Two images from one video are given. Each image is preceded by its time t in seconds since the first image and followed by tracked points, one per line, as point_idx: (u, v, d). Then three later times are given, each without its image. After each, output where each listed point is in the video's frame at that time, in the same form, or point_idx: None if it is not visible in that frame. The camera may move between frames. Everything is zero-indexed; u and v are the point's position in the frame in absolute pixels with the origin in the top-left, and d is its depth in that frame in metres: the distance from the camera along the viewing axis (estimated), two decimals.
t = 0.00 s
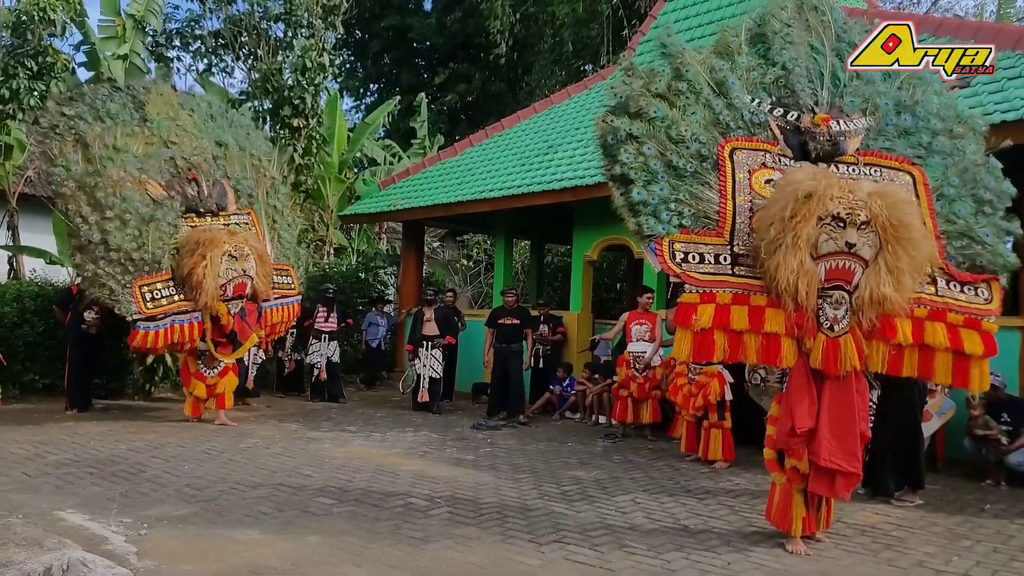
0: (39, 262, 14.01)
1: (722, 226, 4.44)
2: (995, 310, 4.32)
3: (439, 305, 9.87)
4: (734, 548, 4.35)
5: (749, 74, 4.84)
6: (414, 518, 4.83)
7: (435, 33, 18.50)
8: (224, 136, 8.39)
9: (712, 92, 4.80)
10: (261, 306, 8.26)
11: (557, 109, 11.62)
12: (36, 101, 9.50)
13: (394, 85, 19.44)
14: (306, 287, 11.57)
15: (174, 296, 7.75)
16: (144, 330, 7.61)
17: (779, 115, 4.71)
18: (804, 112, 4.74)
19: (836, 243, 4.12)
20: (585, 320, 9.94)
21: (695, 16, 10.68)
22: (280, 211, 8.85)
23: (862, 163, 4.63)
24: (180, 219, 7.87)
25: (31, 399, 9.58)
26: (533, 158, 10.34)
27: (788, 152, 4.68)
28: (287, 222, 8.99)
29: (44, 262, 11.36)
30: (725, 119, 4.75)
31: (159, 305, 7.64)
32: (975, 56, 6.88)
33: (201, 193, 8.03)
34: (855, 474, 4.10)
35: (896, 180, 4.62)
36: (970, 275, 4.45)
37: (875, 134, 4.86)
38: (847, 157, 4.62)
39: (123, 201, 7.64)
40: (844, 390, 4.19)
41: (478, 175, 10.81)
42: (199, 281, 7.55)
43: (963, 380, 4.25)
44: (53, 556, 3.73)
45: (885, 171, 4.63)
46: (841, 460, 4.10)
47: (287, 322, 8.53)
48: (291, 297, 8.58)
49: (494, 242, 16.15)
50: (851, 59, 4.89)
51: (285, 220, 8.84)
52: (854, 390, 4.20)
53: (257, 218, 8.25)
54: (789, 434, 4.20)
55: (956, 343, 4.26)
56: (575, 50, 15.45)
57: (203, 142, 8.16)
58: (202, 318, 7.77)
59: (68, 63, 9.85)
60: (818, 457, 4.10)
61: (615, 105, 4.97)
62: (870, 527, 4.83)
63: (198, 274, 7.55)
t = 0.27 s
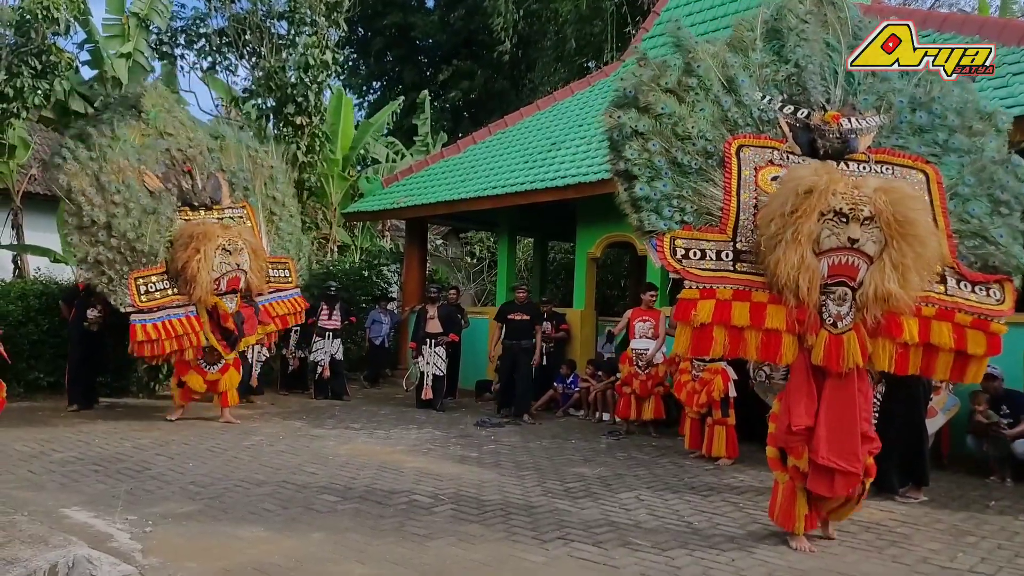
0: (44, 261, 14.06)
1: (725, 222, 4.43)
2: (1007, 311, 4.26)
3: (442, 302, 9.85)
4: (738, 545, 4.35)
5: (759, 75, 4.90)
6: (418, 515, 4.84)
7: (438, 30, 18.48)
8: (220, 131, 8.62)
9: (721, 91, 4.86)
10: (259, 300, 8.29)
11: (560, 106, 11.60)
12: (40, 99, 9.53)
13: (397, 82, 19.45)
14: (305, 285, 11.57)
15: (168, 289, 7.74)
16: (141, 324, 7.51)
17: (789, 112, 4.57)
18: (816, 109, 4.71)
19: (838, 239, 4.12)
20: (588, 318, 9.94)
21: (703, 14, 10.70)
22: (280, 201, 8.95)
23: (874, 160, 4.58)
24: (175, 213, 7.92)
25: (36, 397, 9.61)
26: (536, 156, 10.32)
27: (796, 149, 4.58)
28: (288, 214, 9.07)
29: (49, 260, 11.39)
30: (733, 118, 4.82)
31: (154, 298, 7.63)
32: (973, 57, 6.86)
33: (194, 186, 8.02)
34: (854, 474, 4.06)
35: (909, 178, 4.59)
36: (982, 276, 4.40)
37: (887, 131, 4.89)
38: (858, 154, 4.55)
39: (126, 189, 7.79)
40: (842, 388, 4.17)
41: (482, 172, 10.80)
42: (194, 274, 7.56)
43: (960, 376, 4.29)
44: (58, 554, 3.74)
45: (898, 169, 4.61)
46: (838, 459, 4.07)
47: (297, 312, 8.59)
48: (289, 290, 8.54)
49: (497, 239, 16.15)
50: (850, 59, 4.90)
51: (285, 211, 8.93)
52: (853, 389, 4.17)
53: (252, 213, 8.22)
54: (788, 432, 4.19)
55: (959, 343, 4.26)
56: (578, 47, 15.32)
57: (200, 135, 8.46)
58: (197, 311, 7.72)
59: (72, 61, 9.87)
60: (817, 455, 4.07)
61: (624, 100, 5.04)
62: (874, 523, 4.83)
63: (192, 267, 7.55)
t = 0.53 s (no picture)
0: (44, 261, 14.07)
1: (731, 225, 4.42)
2: None
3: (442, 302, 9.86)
4: (739, 545, 4.35)
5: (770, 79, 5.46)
6: (419, 515, 4.83)
7: (438, 30, 18.45)
8: (213, 130, 8.88)
9: (735, 96, 5.46)
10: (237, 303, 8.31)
11: (561, 106, 11.60)
12: (41, 99, 9.56)
13: (398, 82, 19.45)
14: (302, 283, 11.89)
15: (151, 283, 7.75)
16: (118, 316, 7.58)
17: (801, 111, 4.49)
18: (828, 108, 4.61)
19: (842, 240, 4.11)
20: (589, 318, 9.95)
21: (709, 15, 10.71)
22: (271, 203, 9.16)
23: (889, 159, 4.45)
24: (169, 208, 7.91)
25: (37, 397, 9.61)
26: (536, 156, 10.31)
27: (808, 149, 4.54)
28: (279, 216, 9.33)
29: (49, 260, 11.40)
30: (743, 118, 5.38)
31: (135, 291, 7.66)
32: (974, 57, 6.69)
33: (189, 181, 8.03)
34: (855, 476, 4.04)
35: (924, 176, 4.45)
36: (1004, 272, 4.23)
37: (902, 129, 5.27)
38: (871, 153, 4.45)
39: (125, 179, 8.18)
40: (849, 390, 4.14)
41: (482, 172, 10.79)
42: (179, 271, 7.52)
43: (986, 377, 4.08)
44: (59, 554, 3.74)
45: (914, 167, 4.46)
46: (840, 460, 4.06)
47: (282, 316, 8.50)
48: (273, 294, 8.52)
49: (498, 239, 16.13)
50: (851, 60, 5.40)
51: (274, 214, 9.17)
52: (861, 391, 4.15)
53: (242, 212, 8.21)
54: (793, 432, 4.21)
55: (978, 342, 4.09)
56: (579, 47, 15.43)
57: (193, 132, 8.67)
58: (178, 308, 7.71)
59: (73, 61, 9.89)
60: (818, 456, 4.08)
61: (640, 110, 6.02)
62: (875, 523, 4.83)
63: (179, 265, 7.51)
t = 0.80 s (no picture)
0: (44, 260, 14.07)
1: (740, 230, 4.43)
2: None
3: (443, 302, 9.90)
4: (738, 545, 4.35)
5: (780, 81, 5.89)
6: (418, 514, 4.83)
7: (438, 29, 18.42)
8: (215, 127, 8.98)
9: (744, 100, 5.92)
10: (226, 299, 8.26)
11: (560, 105, 11.64)
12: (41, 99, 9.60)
13: (397, 81, 19.46)
14: (301, 282, 12.09)
15: (143, 276, 7.81)
16: (108, 309, 7.67)
17: (809, 113, 4.52)
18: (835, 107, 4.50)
19: (848, 238, 4.10)
20: (588, 318, 9.95)
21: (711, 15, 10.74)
22: (263, 204, 9.30)
23: (902, 155, 4.44)
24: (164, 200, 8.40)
25: (36, 396, 9.61)
26: (535, 156, 10.32)
27: (819, 149, 4.53)
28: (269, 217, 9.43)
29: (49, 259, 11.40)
30: (751, 121, 5.85)
31: (126, 284, 7.72)
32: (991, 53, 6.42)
33: (185, 176, 8.03)
34: (866, 476, 4.02)
35: (938, 170, 4.43)
36: None
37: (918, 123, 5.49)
38: (885, 151, 4.44)
39: (123, 170, 8.39)
40: (863, 390, 4.12)
41: (482, 172, 10.79)
42: (173, 265, 7.50)
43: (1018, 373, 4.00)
44: (58, 553, 3.74)
45: (927, 162, 4.44)
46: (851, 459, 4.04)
47: (264, 316, 8.50)
48: (260, 293, 8.53)
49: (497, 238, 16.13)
50: (850, 59, 5.80)
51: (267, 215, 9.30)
52: (877, 392, 4.11)
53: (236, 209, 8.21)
54: (807, 432, 4.20)
55: (998, 336, 4.02)
56: (579, 47, 15.44)
57: (192, 126, 8.79)
58: (168, 303, 7.76)
59: (73, 60, 9.93)
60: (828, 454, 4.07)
61: (651, 111, 6.53)
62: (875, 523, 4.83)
63: (172, 259, 7.49)
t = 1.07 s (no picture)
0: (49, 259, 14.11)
1: (753, 233, 4.51)
2: None
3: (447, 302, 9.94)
4: (742, 545, 4.34)
5: (801, 86, 6.03)
6: (422, 514, 4.84)
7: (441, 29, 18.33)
8: (217, 121, 8.83)
9: (761, 106, 6.08)
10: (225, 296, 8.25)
11: (564, 105, 11.63)
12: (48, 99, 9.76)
13: (401, 81, 19.46)
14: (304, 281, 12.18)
15: (143, 271, 7.85)
16: (107, 303, 7.72)
17: (826, 113, 4.46)
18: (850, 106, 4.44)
19: (855, 239, 4.10)
20: (592, 318, 9.94)
21: (718, 18, 10.76)
22: (260, 200, 9.24)
23: (922, 152, 4.35)
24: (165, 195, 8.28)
25: (41, 395, 9.63)
26: (540, 156, 10.29)
27: (836, 151, 4.49)
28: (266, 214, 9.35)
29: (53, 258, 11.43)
30: (768, 127, 5.99)
31: (127, 279, 7.77)
32: None
33: (185, 172, 8.35)
34: (880, 476, 4.01)
35: (963, 164, 4.28)
36: None
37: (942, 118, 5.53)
38: (903, 148, 4.36)
39: (123, 164, 8.28)
40: (880, 390, 4.09)
41: (486, 172, 10.76)
42: (174, 260, 7.61)
43: None
44: (63, 551, 3.75)
45: (949, 157, 4.31)
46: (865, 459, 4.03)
47: (254, 314, 8.51)
48: (257, 289, 8.56)
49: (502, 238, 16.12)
50: (850, 59, 5.84)
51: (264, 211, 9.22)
52: (895, 392, 4.08)
53: (235, 204, 8.52)
54: (822, 432, 4.20)
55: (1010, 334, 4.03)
56: (583, 46, 15.40)
57: (195, 121, 8.61)
58: (167, 298, 7.82)
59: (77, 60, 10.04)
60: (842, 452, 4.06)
61: (671, 121, 6.81)
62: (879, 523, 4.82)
63: (173, 253, 7.62)
